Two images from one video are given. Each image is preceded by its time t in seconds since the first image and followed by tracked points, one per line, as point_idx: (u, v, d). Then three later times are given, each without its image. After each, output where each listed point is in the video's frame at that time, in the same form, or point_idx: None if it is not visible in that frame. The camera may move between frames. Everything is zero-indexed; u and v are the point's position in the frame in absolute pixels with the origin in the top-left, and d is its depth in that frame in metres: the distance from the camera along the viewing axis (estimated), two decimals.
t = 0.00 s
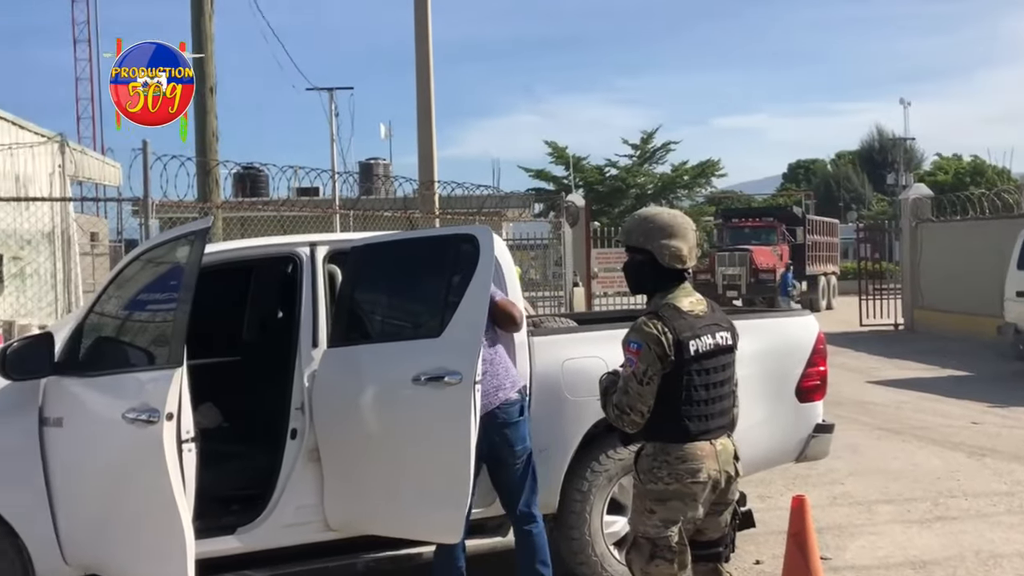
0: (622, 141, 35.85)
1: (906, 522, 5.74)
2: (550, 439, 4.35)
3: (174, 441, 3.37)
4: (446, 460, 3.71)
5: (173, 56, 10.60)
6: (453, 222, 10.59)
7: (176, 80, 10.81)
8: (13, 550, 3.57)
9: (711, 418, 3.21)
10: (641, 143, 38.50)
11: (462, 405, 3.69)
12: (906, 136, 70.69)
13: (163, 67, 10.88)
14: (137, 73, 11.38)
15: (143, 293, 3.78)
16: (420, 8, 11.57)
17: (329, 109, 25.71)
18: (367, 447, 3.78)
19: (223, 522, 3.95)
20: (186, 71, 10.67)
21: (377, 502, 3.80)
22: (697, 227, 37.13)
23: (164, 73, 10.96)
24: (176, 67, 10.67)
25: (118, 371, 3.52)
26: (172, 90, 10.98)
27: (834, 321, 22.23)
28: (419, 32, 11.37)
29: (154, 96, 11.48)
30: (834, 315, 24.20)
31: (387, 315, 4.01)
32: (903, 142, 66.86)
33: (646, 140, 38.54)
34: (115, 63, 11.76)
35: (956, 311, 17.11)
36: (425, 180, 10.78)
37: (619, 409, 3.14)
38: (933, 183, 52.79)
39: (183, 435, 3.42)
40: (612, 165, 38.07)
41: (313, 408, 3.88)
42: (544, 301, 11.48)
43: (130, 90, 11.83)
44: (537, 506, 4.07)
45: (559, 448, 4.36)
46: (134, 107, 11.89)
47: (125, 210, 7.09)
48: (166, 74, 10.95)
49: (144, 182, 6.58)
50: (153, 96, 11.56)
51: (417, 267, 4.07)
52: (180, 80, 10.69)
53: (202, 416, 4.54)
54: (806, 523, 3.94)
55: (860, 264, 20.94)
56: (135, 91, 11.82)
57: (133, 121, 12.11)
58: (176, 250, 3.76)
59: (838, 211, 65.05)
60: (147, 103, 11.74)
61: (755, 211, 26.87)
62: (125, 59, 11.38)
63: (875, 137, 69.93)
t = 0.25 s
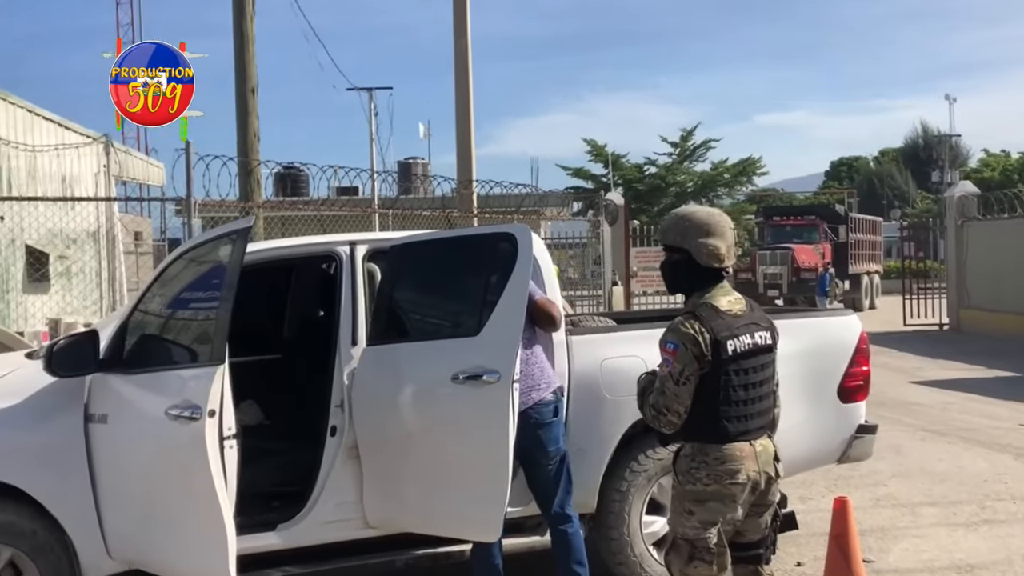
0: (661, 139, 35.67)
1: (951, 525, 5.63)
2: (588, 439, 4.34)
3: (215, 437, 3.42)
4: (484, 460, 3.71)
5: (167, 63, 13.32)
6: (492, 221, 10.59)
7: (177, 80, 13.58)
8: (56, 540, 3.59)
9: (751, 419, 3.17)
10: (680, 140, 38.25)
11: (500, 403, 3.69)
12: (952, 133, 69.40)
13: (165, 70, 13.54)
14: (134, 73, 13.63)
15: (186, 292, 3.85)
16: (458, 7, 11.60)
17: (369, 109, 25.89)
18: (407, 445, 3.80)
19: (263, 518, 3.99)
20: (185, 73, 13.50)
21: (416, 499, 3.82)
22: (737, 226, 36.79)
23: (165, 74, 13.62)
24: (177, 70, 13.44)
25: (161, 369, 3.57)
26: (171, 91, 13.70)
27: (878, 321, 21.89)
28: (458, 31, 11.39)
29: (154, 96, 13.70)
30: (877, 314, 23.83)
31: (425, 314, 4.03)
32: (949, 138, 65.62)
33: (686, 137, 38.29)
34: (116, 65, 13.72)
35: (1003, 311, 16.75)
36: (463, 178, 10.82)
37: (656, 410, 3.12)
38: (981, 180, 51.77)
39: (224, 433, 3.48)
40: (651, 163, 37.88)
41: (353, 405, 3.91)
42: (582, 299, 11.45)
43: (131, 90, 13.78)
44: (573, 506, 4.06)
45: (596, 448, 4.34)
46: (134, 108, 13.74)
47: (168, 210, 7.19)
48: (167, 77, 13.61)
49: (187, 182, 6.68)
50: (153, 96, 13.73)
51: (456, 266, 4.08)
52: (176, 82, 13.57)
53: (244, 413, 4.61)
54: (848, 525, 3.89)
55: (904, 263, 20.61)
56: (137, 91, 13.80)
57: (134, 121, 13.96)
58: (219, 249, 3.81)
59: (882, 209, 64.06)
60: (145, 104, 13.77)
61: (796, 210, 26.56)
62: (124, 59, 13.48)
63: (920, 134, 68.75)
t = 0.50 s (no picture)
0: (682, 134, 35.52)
1: (974, 522, 5.58)
2: (607, 435, 4.33)
3: (235, 432, 3.44)
4: (503, 455, 3.71)
5: (167, 62, 13.71)
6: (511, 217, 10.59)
7: (177, 80, 13.97)
8: (79, 535, 3.63)
9: (769, 416, 3.16)
10: (701, 135, 38.09)
11: (518, 399, 3.69)
12: (977, 127, 68.63)
13: (164, 70, 13.90)
14: (138, 75, 13.74)
15: (207, 288, 3.88)
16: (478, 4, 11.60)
17: (389, 105, 25.97)
18: (426, 440, 3.81)
19: (284, 513, 4.02)
20: (184, 73, 13.91)
21: (435, 494, 3.83)
22: (759, 221, 36.62)
23: (165, 74, 13.97)
24: (176, 70, 13.92)
25: (182, 365, 3.61)
26: (173, 91, 14.09)
27: (901, 317, 21.70)
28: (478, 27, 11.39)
29: (154, 97, 13.98)
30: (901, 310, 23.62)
31: (444, 309, 4.04)
32: (975, 132, 64.88)
33: (707, 132, 38.13)
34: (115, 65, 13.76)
35: None
36: (482, 174, 10.83)
37: (671, 407, 3.12)
38: (1006, 175, 51.19)
39: (243, 428, 3.50)
40: (672, 159, 37.75)
41: (372, 401, 3.92)
42: (601, 295, 11.44)
43: (132, 90, 13.77)
44: (593, 503, 4.06)
45: (615, 444, 4.34)
46: (134, 108, 13.88)
47: (190, 206, 7.26)
48: (167, 77, 13.95)
49: (209, 179, 6.73)
50: (153, 96, 14.00)
51: (475, 262, 4.10)
52: (179, 82, 13.99)
53: (263, 409, 4.68)
54: (868, 521, 3.85)
55: (928, 258, 20.42)
56: (138, 91, 13.86)
57: (132, 121, 14.04)
58: (240, 246, 3.84)
59: (906, 204, 63.47)
60: (147, 103, 13.98)
61: (818, 205, 26.38)
62: (124, 58, 13.55)
63: (944, 128, 68.06)
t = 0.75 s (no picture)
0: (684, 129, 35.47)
1: (975, 517, 5.58)
2: (608, 430, 4.33)
3: (235, 427, 3.45)
4: (503, 451, 3.71)
5: (165, 63, 13.45)
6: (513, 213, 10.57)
7: (177, 80, 13.53)
8: (81, 532, 3.64)
9: (768, 411, 3.16)
10: (703, 130, 38.05)
11: (519, 394, 3.69)
12: (980, 121, 68.50)
13: (164, 70, 13.56)
14: (138, 75, 13.75)
15: (208, 284, 3.88)
16: None
17: (391, 101, 25.93)
18: (427, 436, 3.82)
19: (285, 509, 4.03)
20: (182, 74, 13.50)
21: (436, 490, 3.83)
22: (761, 216, 36.59)
23: (165, 74, 13.63)
24: (173, 71, 13.56)
25: (183, 361, 3.61)
26: (173, 90, 13.65)
27: (903, 311, 21.68)
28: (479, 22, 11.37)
29: (155, 97, 13.87)
30: (903, 305, 23.59)
31: (445, 305, 4.04)
32: (977, 126, 64.71)
33: (708, 127, 38.08)
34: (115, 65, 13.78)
35: None
36: (483, 170, 10.82)
37: (670, 404, 3.12)
38: (1008, 169, 51.12)
39: (243, 424, 3.51)
40: (674, 154, 37.71)
41: (373, 396, 3.93)
42: (603, 291, 11.43)
43: (132, 90, 13.79)
44: (593, 498, 4.06)
45: (615, 439, 4.34)
46: (134, 108, 13.87)
47: (192, 203, 7.26)
48: (166, 77, 13.65)
49: (210, 175, 6.73)
50: (153, 96, 13.92)
51: (476, 258, 4.10)
52: (179, 82, 13.49)
53: (265, 404, 4.66)
54: (869, 516, 3.85)
55: (930, 253, 20.39)
56: (138, 90, 13.86)
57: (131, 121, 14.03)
58: (240, 242, 3.84)
59: (908, 199, 63.37)
60: (147, 103, 13.95)
61: (820, 200, 26.35)
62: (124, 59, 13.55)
63: (946, 123, 67.94)
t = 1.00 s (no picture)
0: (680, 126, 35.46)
1: (970, 512, 5.60)
2: (604, 427, 4.33)
3: (232, 422, 3.45)
4: (500, 447, 3.71)
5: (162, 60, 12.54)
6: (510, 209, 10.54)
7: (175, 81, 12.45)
8: (77, 529, 3.63)
9: (763, 408, 3.16)
10: (699, 127, 38.05)
11: (515, 391, 3.69)
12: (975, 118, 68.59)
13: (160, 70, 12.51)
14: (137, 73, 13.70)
15: (203, 281, 3.88)
16: None
17: (387, 98, 25.88)
18: (423, 433, 3.82)
19: (281, 505, 4.03)
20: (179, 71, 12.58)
21: (431, 487, 3.84)
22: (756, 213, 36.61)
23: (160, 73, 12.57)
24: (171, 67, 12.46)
25: (178, 358, 3.61)
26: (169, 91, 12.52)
27: (898, 308, 21.72)
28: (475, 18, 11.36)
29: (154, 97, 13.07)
30: (898, 301, 23.63)
31: (441, 301, 4.05)
32: (973, 123, 64.79)
33: (704, 124, 38.09)
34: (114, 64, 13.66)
35: None
36: (480, 167, 10.81)
37: (666, 400, 3.12)
38: (1002, 166, 51.21)
39: (240, 421, 3.50)
40: (670, 150, 37.70)
41: (369, 393, 3.93)
42: (599, 288, 11.43)
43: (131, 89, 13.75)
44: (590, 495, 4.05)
45: (612, 436, 4.34)
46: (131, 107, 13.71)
47: (188, 199, 7.25)
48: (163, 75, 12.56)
49: (205, 171, 6.72)
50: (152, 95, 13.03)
51: (471, 255, 4.09)
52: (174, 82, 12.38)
53: (260, 401, 4.67)
54: (865, 512, 3.86)
55: (925, 249, 20.43)
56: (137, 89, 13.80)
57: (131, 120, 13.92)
58: (236, 238, 3.83)
59: (903, 195, 63.44)
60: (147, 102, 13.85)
61: (815, 197, 26.37)
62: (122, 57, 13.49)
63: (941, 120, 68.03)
